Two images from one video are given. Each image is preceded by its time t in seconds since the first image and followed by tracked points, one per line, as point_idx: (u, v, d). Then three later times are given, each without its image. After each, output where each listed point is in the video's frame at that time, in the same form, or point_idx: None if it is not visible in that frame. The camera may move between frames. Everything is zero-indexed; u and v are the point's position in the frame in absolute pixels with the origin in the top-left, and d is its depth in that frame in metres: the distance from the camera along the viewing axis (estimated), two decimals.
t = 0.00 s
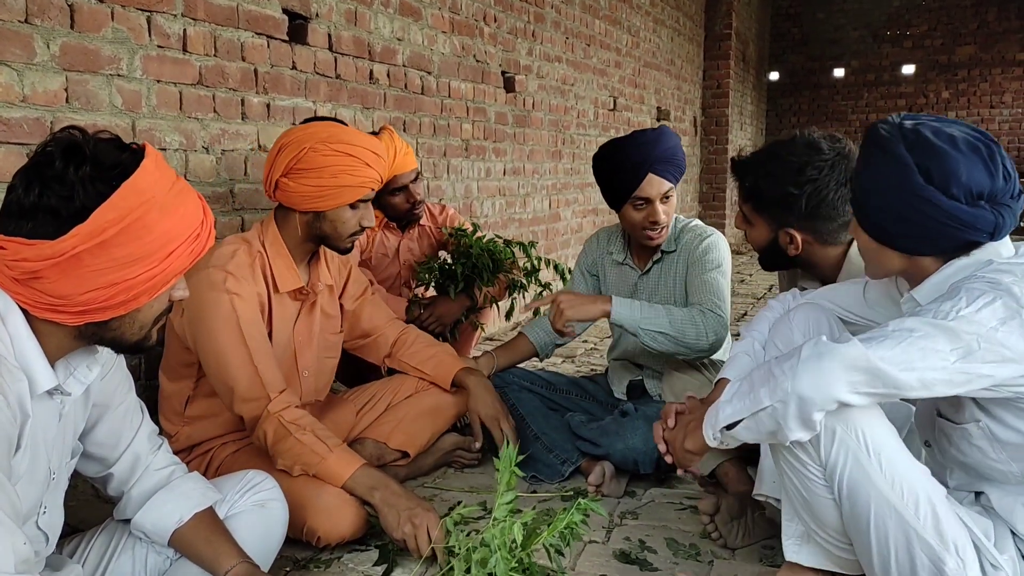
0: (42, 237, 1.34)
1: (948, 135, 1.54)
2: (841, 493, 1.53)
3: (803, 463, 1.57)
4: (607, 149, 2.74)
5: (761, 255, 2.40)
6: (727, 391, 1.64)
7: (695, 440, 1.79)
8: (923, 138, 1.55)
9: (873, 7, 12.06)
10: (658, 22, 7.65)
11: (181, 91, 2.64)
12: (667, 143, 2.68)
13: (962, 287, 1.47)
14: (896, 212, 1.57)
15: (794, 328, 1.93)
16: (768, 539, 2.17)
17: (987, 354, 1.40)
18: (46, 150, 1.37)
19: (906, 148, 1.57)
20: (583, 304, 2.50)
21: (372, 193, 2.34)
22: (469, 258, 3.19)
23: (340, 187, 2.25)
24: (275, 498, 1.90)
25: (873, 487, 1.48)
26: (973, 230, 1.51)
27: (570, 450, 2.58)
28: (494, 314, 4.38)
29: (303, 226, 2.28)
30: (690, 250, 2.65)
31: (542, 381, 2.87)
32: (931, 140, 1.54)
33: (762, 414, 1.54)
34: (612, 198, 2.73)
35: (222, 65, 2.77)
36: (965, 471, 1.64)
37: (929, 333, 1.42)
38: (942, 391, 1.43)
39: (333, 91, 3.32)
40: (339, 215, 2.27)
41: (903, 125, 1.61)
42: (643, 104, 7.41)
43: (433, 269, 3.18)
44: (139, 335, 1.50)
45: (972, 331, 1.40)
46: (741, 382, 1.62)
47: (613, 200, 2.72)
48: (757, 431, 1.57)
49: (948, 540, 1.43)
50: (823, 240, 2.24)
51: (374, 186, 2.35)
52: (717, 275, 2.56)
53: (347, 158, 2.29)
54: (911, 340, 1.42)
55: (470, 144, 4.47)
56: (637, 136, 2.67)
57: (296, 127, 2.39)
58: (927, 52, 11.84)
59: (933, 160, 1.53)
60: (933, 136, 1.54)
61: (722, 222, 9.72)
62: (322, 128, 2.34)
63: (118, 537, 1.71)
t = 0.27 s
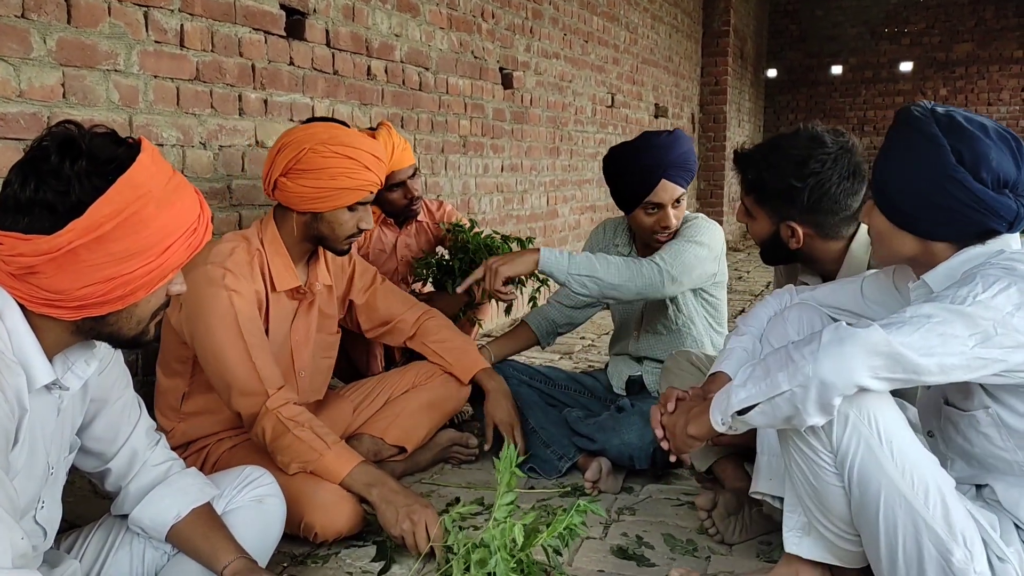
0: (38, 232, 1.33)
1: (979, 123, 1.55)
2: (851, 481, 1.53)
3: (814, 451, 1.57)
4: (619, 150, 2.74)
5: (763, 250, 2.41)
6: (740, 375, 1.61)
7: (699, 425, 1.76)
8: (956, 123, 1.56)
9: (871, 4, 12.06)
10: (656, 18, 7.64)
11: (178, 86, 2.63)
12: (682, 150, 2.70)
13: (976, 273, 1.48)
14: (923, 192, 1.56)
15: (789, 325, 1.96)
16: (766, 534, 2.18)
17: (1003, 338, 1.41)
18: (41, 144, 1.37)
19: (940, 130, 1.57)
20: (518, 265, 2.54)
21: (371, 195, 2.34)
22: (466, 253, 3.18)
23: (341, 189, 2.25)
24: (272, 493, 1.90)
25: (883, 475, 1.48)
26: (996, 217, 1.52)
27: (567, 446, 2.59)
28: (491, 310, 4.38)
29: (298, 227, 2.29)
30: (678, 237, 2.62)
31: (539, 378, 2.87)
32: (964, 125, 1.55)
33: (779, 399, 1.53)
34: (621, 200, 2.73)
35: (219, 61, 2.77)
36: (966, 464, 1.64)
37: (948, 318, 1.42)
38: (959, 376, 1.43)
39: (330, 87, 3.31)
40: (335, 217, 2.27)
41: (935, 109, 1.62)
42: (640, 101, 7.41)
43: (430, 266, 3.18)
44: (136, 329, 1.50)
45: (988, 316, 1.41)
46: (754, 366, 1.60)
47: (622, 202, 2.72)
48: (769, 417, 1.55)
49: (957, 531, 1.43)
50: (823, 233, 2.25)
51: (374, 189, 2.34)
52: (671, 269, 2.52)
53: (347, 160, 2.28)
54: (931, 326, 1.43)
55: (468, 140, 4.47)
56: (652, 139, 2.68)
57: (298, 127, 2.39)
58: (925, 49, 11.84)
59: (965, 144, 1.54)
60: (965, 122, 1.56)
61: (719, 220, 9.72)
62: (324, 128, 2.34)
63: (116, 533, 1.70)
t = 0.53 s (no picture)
0: (38, 232, 1.33)
1: (933, 130, 1.55)
2: (845, 482, 1.53)
3: (807, 455, 1.57)
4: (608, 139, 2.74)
5: (765, 250, 2.42)
6: (730, 392, 1.62)
7: (699, 442, 1.78)
8: (911, 132, 1.57)
9: (869, 4, 12.07)
10: (655, 18, 7.65)
11: (177, 86, 2.63)
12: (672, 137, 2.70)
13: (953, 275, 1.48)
14: (881, 202, 1.57)
15: (779, 331, 1.95)
16: (764, 534, 2.18)
17: (984, 339, 1.41)
18: (41, 145, 1.37)
19: (894, 141, 1.58)
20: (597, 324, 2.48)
21: (379, 204, 2.33)
22: (466, 254, 3.19)
23: (344, 199, 2.24)
24: (271, 494, 1.90)
25: (876, 477, 1.48)
26: (956, 221, 1.52)
27: (566, 446, 2.59)
28: (490, 310, 4.38)
29: (304, 233, 2.29)
30: (690, 248, 2.65)
31: (538, 378, 2.87)
32: (917, 133, 1.56)
33: (769, 415, 1.53)
34: (610, 189, 2.73)
35: (218, 61, 2.76)
36: (957, 463, 1.65)
37: (927, 322, 1.42)
38: (944, 378, 1.43)
39: (329, 86, 3.31)
40: (341, 225, 2.27)
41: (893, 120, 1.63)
42: (639, 101, 7.41)
43: (429, 266, 3.18)
44: (136, 329, 1.50)
45: (968, 318, 1.41)
46: (741, 384, 1.61)
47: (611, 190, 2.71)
48: (766, 431, 1.55)
49: (951, 531, 1.43)
50: (827, 230, 2.25)
51: (380, 199, 2.33)
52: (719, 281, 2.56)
53: (353, 169, 2.27)
54: (910, 331, 1.43)
55: (466, 140, 4.47)
56: (642, 126, 2.68)
57: (306, 133, 2.38)
58: (923, 49, 11.86)
59: (919, 152, 1.54)
60: (921, 129, 1.56)
61: (717, 219, 9.73)
62: (331, 134, 2.33)
63: (115, 533, 1.70)
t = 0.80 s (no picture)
0: (40, 228, 1.34)
1: (874, 152, 1.56)
2: (847, 483, 1.53)
3: (809, 457, 1.57)
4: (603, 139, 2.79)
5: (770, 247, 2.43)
6: (732, 394, 1.62)
7: (700, 440, 1.79)
8: (855, 157, 1.58)
9: (870, 4, 12.07)
10: (655, 18, 7.65)
11: (178, 84, 2.63)
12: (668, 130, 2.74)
13: (951, 277, 1.48)
14: (835, 228, 1.60)
15: (781, 330, 1.94)
16: (765, 533, 2.18)
17: (985, 340, 1.41)
18: (43, 142, 1.38)
19: (839, 168, 1.60)
20: (654, 387, 2.43)
21: (388, 209, 2.33)
22: (466, 253, 3.19)
23: (354, 204, 2.24)
24: (272, 491, 1.90)
25: (879, 478, 1.48)
26: (907, 240, 1.53)
27: (567, 445, 2.59)
28: (490, 309, 4.38)
29: (315, 235, 2.29)
30: (694, 248, 2.65)
31: (539, 377, 2.87)
32: (859, 158, 1.57)
33: (771, 418, 1.53)
34: (610, 186, 2.76)
35: (219, 59, 2.76)
36: (960, 463, 1.65)
37: (928, 325, 1.42)
38: (945, 381, 1.43)
39: (330, 85, 3.31)
40: (351, 229, 2.27)
41: (842, 143, 1.64)
42: (640, 100, 7.41)
43: (430, 265, 3.18)
44: (137, 326, 1.50)
45: (967, 320, 1.41)
46: (743, 386, 1.60)
47: (611, 187, 2.74)
48: (768, 432, 1.55)
49: (953, 531, 1.44)
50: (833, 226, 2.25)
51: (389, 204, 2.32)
52: (729, 276, 2.56)
53: (365, 174, 2.27)
54: (911, 334, 1.42)
55: (467, 139, 4.47)
56: (636, 122, 2.72)
57: (317, 136, 2.39)
58: (923, 49, 11.86)
59: (860, 178, 1.56)
60: (864, 154, 1.57)
61: (717, 219, 9.73)
62: (343, 138, 2.33)
63: (116, 530, 1.71)
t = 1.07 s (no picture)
0: (38, 224, 1.33)
1: (892, 143, 1.51)
2: (848, 482, 1.53)
3: (808, 455, 1.56)
4: (605, 137, 2.79)
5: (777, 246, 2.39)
6: (731, 390, 1.61)
7: (700, 439, 1.77)
8: (872, 146, 1.53)
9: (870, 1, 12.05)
10: (656, 15, 7.64)
11: (177, 80, 2.62)
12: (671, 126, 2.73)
13: (953, 275, 1.48)
14: (846, 218, 1.57)
15: (782, 327, 1.94)
16: (765, 531, 2.18)
17: (986, 340, 1.41)
18: (41, 138, 1.37)
19: (854, 154, 1.55)
20: (657, 388, 2.44)
21: (387, 208, 2.32)
22: (467, 250, 3.18)
23: (355, 203, 2.24)
24: (271, 489, 1.90)
25: (879, 477, 1.48)
26: (918, 235, 1.51)
27: (567, 442, 2.59)
28: (490, 307, 4.38)
29: (314, 234, 2.29)
30: (695, 247, 2.64)
31: (539, 374, 2.87)
32: (876, 148, 1.52)
33: (770, 416, 1.52)
34: (612, 184, 2.75)
35: (219, 56, 2.76)
36: (960, 461, 1.64)
37: (930, 324, 1.42)
38: (946, 381, 1.43)
39: (329, 82, 3.30)
40: (350, 228, 2.27)
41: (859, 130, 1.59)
42: (640, 98, 7.40)
43: (430, 262, 3.17)
44: (136, 323, 1.50)
45: (970, 320, 1.41)
46: (742, 383, 1.60)
47: (613, 185, 2.74)
48: (766, 430, 1.55)
49: (953, 530, 1.43)
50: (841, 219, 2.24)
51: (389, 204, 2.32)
52: (730, 275, 2.56)
53: (365, 173, 2.26)
54: (913, 333, 1.42)
55: (467, 136, 4.46)
56: (636, 119, 2.72)
57: (318, 135, 2.38)
58: (924, 47, 11.85)
59: (875, 170, 1.51)
60: (881, 145, 1.52)
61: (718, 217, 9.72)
62: (344, 137, 2.32)
63: (115, 527, 1.70)
